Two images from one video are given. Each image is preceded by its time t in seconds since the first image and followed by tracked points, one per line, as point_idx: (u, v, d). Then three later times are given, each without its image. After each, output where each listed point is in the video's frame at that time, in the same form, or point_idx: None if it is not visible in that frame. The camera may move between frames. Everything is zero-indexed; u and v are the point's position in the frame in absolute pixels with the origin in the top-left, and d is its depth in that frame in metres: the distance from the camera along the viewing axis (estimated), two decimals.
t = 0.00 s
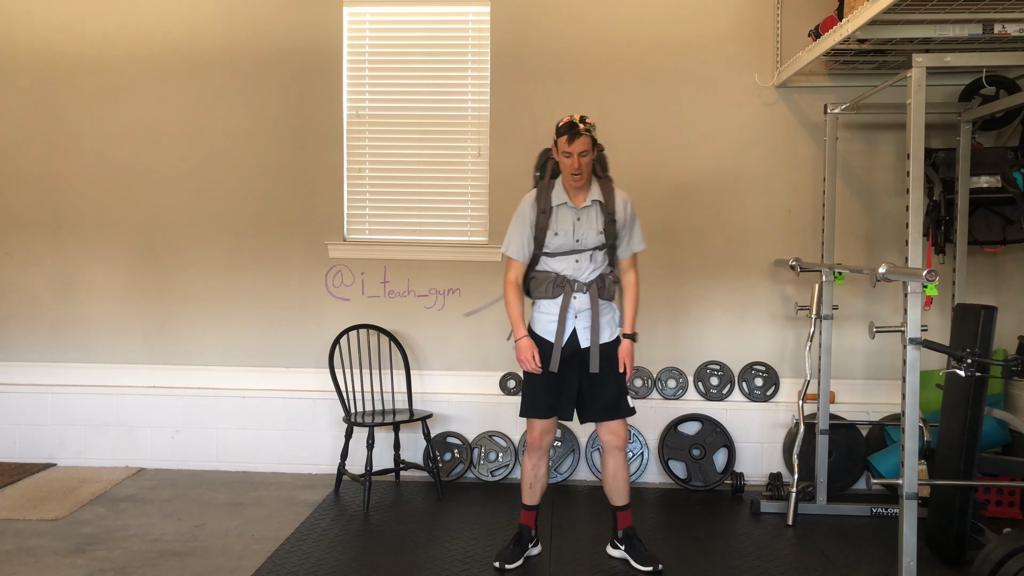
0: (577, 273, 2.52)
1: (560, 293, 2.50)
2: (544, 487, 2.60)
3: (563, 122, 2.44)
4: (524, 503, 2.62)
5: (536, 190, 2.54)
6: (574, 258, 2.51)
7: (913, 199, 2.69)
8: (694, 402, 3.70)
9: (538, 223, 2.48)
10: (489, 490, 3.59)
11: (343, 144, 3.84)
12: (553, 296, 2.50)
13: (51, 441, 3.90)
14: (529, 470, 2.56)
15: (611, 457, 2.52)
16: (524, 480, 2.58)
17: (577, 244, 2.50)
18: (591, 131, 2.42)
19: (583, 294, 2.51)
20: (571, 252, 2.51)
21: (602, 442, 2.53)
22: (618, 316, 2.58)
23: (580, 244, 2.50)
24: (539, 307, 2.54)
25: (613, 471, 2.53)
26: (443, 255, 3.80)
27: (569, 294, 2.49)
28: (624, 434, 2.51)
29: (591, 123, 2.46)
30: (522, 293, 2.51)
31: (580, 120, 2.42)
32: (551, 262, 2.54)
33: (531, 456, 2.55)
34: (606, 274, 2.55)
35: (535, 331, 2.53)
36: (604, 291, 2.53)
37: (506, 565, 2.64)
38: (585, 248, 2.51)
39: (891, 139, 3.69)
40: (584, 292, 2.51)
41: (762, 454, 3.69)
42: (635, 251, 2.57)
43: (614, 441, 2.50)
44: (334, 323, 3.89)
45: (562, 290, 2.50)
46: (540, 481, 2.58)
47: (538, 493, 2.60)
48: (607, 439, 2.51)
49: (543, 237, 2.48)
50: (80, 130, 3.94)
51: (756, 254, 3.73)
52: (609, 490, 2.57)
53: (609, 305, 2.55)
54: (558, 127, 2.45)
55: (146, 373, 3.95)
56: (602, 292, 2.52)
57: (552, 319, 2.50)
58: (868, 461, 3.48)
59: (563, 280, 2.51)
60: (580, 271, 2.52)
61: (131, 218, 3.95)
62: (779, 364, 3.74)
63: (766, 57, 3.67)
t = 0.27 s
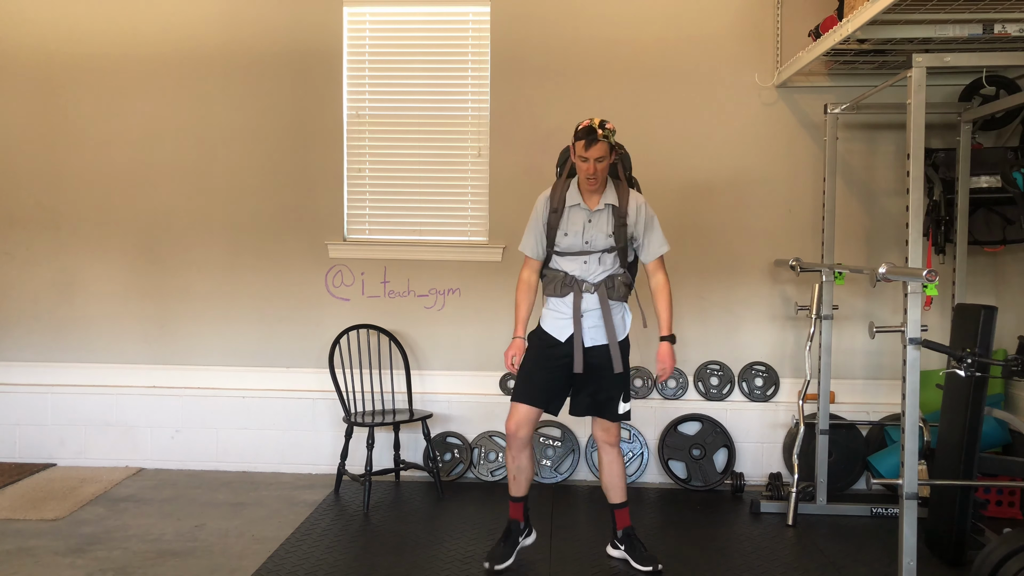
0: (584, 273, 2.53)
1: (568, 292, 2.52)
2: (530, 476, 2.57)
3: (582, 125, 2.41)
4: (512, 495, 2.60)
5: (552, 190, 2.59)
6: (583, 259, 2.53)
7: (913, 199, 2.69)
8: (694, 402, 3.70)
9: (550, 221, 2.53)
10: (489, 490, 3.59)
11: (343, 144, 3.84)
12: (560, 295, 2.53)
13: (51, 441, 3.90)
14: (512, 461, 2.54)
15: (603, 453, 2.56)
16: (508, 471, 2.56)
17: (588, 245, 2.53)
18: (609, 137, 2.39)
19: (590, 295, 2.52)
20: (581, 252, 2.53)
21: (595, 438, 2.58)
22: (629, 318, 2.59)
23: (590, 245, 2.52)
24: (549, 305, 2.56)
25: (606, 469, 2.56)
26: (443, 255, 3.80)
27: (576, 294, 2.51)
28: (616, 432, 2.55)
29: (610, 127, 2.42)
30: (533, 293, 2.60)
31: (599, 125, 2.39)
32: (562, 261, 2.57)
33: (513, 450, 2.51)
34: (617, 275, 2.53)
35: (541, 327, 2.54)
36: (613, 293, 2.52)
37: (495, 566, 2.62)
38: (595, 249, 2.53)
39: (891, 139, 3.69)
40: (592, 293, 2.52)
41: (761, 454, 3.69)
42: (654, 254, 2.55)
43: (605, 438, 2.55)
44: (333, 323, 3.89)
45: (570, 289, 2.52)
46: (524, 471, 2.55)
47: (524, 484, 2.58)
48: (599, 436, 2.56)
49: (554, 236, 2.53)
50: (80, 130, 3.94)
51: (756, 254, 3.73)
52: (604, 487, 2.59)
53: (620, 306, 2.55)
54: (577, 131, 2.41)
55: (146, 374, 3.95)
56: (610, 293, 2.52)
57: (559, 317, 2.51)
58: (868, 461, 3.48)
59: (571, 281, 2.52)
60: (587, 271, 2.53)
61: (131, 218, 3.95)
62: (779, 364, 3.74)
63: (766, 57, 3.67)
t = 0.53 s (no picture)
0: (571, 273, 2.53)
1: (556, 293, 2.51)
2: (537, 487, 2.57)
3: (573, 122, 2.44)
4: (518, 506, 2.60)
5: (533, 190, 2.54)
6: (569, 260, 2.53)
7: (913, 199, 2.69)
8: (695, 402, 3.70)
9: (535, 223, 2.49)
10: (489, 490, 3.59)
11: (343, 144, 3.84)
12: (548, 296, 2.51)
13: (51, 441, 3.90)
14: (520, 469, 2.55)
15: (625, 450, 2.51)
16: (515, 481, 2.57)
17: (573, 245, 2.52)
18: (597, 134, 2.43)
19: (577, 294, 2.52)
20: (566, 253, 2.53)
21: (617, 434, 2.51)
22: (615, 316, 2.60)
23: (575, 245, 2.52)
24: (536, 306, 2.55)
25: (626, 465, 2.52)
26: (443, 255, 3.80)
27: (565, 294, 2.50)
28: (640, 429, 2.49)
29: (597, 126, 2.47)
30: (514, 294, 2.53)
31: (589, 123, 2.44)
32: (546, 262, 2.55)
33: (524, 455, 2.54)
34: (602, 275, 2.55)
35: (530, 330, 2.53)
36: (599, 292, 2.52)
37: (494, 568, 2.63)
38: (579, 249, 2.52)
39: (891, 139, 3.69)
40: (580, 293, 2.52)
41: (762, 454, 3.69)
42: (634, 254, 2.57)
43: (631, 435, 2.48)
44: (333, 323, 3.89)
45: (558, 290, 2.51)
46: (532, 481, 2.56)
47: (531, 494, 2.58)
48: (623, 432, 2.49)
49: (539, 237, 2.50)
50: (80, 130, 3.93)
51: (756, 254, 3.73)
52: (621, 483, 2.56)
53: (607, 305, 2.55)
54: (567, 127, 2.45)
55: (146, 374, 3.94)
56: (598, 292, 2.52)
57: (548, 318, 2.51)
58: (868, 461, 3.48)
59: (558, 282, 2.51)
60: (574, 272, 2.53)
61: (131, 218, 3.95)
62: (779, 364, 3.74)
63: (766, 57, 3.67)
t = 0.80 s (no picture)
0: (577, 275, 2.53)
1: (562, 296, 2.51)
2: (537, 489, 2.58)
3: (560, 123, 2.47)
4: (518, 507, 2.60)
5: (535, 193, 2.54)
6: (574, 261, 2.53)
7: (913, 199, 2.69)
8: (694, 402, 3.70)
9: (538, 226, 2.49)
10: (489, 489, 3.59)
11: (343, 144, 3.84)
12: (554, 299, 2.51)
13: (52, 441, 3.90)
14: (520, 471, 2.56)
15: (624, 455, 2.52)
16: (515, 482, 2.57)
17: (577, 246, 2.52)
18: (587, 129, 2.43)
19: (583, 297, 2.53)
20: (571, 254, 2.53)
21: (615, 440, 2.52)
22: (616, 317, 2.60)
23: (580, 246, 2.52)
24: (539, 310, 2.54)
25: (627, 470, 2.53)
26: (443, 255, 3.80)
27: (571, 297, 2.51)
28: (636, 433, 2.50)
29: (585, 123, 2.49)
30: (518, 297, 2.51)
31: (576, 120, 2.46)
32: (551, 264, 2.55)
33: (524, 458, 2.54)
34: (607, 276, 2.56)
35: (536, 332, 2.53)
36: (605, 294, 2.55)
37: (494, 568, 2.62)
38: (584, 250, 2.52)
39: (891, 139, 3.69)
40: (586, 295, 2.53)
41: (762, 454, 3.68)
42: (631, 254, 2.56)
43: (627, 439, 2.50)
44: (333, 323, 3.89)
45: (564, 293, 2.52)
46: (532, 483, 2.56)
47: (531, 496, 2.58)
48: (620, 438, 2.51)
49: (544, 240, 2.50)
50: (80, 130, 3.94)
51: (756, 254, 3.73)
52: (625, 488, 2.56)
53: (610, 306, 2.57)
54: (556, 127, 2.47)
55: (146, 374, 3.95)
56: (602, 293, 2.54)
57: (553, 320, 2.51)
58: (868, 461, 3.48)
59: (564, 284, 2.52)
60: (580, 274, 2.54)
61: (131, 218, 3.95)
62: (779, 364, 3.74)
63: (766, 57, 3.67)
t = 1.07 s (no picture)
0: (592, 272, 2.55)
1: (577, 294, 2.53)
2: (544, 489, 2.58)
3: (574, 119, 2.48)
4: (522, 506, 2.60)
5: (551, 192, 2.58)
6: (590, 258, 2.54)
7: (913, 199, 2.69)
8: (695, 402, 3.70)
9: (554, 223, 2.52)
10: (488, 489, 3.59)
11: (343, 144, 3.84)
12: (570, 298, 2.53)
13: (51, 441, 3.90)
14: (529, 470, 2.56)
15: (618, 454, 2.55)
16: (522, 481, 2.57)
17: (593, 243, 2.53)
18: (600, 122, 2.44)
19: (599, 295, 2.53)
20: (587, 251, 2.54)
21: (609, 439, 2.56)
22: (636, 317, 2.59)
23: (595, 243, 2.53)
24: (557, 309, 2.56)
25: (623, 469, 2.55)
26: (443, 255, 3.80)
27: (587, 295, 2.52)
28: (630, 433, 2.54)
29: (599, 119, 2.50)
30: (543, 298, 2.55)
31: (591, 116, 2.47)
32: (567, 262, 2.57)
33: (534, 457, 2.55)
34: (623, 273, 2.56)
35: (552, 332, 2.54)
36: (620, 291, 2.53)
37: (494, 568, 2.62)
38: (600, 246, 2.53)
39: (891, 139, 3.69)
40: (602, 293, 2.53)
41: (762, 454, 3.68)
42: (651, 250, 2.55)
43: (620, 439, 2.53)
44: (333, 323, 3.89)
45: (579, 291, 2.53)
46: (539, 483, 2.57)
47: (537, 496, 2.58)
48: (613, 437, 2.54)
49: (559, 237, 2.52)
50: (80, 130, 3.94)
51: (756, 254, 3.73)
52: (621, 487, 2.58)
53: (627, 306, 2.55)
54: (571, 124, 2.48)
55: (146, 374, 3.95)
56: (618, 291, 2.53)
57: (570, 319, 2.52)
58: (868, 461, 3.48)
59: (580, 282, 2.53)
60: (595, 271, 2.55)
61: (131, 218, 3.95)
62: (779, 364, 3.74)
63: (766, 57, 3.67)
